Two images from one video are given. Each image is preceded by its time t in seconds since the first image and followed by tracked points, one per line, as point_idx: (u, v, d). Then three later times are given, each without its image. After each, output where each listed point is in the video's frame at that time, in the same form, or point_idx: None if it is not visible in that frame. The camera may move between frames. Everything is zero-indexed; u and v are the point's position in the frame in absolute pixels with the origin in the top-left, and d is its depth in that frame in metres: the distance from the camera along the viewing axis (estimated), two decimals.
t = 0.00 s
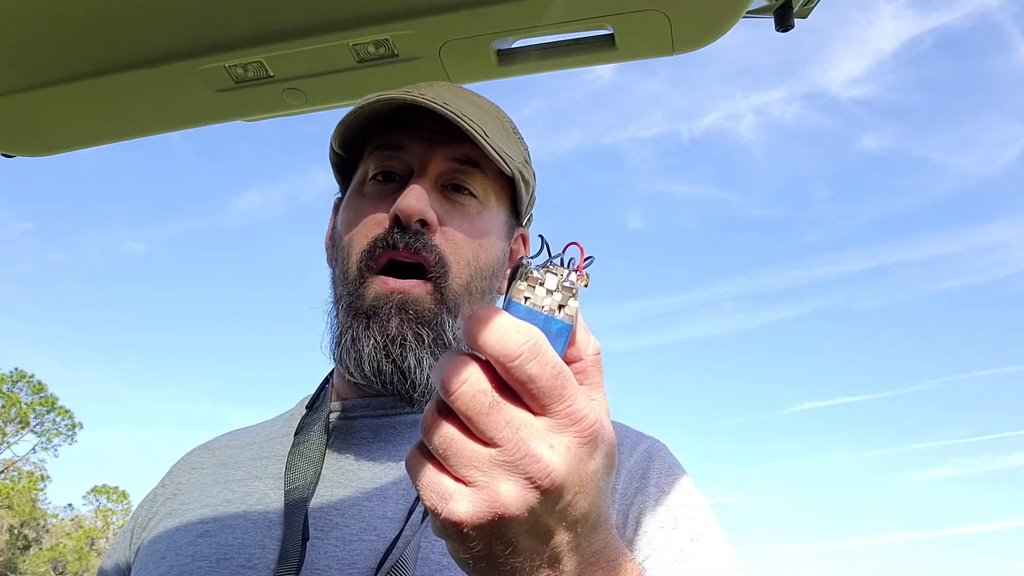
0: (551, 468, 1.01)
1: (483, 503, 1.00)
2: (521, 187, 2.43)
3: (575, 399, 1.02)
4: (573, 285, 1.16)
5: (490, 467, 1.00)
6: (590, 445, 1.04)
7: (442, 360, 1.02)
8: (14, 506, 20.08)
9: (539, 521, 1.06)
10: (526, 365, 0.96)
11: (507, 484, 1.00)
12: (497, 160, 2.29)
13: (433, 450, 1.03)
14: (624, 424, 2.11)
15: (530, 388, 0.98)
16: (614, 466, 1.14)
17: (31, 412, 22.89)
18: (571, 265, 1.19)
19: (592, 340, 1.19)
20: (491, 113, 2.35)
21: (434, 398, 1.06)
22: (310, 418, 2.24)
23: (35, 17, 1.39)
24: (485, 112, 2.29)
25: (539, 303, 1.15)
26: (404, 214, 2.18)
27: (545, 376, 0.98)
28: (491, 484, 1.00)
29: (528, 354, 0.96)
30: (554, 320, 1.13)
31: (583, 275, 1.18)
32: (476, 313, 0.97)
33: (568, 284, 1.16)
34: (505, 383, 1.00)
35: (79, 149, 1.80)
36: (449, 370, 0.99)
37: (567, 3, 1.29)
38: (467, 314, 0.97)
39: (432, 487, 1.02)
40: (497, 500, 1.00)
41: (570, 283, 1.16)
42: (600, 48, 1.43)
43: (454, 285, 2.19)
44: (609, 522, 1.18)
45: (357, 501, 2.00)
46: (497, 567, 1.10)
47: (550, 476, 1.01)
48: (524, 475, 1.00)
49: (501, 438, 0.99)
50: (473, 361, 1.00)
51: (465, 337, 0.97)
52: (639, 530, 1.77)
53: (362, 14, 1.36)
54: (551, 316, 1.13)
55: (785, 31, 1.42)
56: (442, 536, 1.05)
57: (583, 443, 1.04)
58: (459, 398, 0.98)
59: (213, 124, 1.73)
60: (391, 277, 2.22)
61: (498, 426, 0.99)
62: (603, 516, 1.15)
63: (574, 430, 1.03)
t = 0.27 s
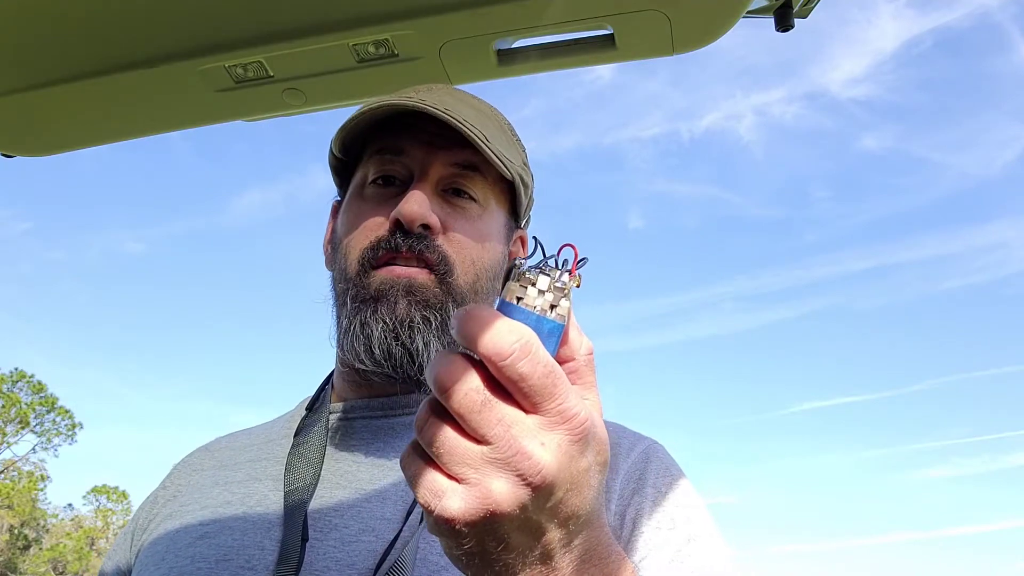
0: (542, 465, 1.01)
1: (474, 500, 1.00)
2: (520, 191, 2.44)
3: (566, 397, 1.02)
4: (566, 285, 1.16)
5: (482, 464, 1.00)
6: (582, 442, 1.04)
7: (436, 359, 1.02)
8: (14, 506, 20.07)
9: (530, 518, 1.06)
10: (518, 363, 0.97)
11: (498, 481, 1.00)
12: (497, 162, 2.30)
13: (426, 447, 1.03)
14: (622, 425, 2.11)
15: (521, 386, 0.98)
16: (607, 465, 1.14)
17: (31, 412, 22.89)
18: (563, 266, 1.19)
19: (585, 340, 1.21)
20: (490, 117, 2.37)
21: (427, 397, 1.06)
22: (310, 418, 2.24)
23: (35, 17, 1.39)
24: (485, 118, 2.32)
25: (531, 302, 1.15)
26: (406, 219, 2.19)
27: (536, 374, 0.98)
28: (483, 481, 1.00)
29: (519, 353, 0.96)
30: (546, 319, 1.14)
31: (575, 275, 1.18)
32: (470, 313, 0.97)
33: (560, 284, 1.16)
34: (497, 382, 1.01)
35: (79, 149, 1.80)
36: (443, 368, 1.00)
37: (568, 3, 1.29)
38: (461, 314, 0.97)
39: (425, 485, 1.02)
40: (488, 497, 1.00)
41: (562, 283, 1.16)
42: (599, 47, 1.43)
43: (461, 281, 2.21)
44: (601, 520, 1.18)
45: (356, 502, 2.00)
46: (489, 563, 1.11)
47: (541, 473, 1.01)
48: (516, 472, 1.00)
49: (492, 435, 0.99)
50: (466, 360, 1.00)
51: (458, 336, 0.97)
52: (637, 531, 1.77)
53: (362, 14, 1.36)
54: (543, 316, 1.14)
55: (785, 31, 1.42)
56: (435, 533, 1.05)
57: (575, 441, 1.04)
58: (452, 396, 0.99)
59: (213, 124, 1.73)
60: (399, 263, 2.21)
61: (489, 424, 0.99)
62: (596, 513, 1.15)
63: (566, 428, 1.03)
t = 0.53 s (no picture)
0: (539, 478, 1.01)
1: (473, 512, 1.00)
2: (524, 196, 2.44)
3: (565, 409, 1.02)
4: (565, 297, 1.17)
5: (480, 476, 1.00)
6: (580, 455, 1.04)
7: (436, 371, 1.02)
8: (14, 506, 20.07)
9: (528, 530, 1.06)
10: (517, 376, 0.97)
11: (496, 493, 1.00)
12: (502, 168, 2.30)
13: (424, 458, 1.03)
14: (622, 427, 2.11)
15: (520, 399, 0.98)
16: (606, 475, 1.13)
17: (31, 412, 22.89)
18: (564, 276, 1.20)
19: (584, 349, 1.19)
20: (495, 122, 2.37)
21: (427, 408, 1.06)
22: (312, 420, 2.24)
23: (35, 17, 1.39)
24: (490, 122, 2.34)
25: (530, 315, 1.16)
26: (412, 224, 2.19)
27: (535, 387, 0.98)
28: (481, 493, 1.00)
29: (518, 365, 0.97)
30: (545, 331, 1.14)
31: (576, 285, 1.19)
32: (469, 323, 0.99)
33: (559, 296, 1.17)
34: (495, 394, 1.01)
35: (79, 149, 1.80)
36: (441, 380, 1.00)
37: (568, 3, 1.29)
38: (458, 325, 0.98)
39: (423, 496, 1.03)
40: (486, 509, 1.00)
41: (562, 295, 1.17)
42: (600, 47, 1.43)
43: (462, 288, 2.21)
44: (600, 530, 1.17)
45: (357, 503, 2.00)
46: (487, 572, 1.10)
47: (539, 485, 1.01)
48: (513, 484, 1.00)
49: (491, 448, 0.99)
50: (462, 371, 1.01)
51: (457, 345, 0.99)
52: (637, 533, 1.77)
53: (362, 14, 1.36)
54: (542, 328, 1.15)
55: (785, 31, 1.42)
56: (434, 544, 1.06)
57: (573, 454, 1.03)
58: (450, 407, 0.99)
59: (213, 124, 1.73)
60: (400, 270, 2.20)
61: (488, 436, 0.99)
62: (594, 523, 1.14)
63: (564, 441, 1.03)
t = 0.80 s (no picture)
0: (547, 477, 1.01)
1: (480, 510, 1.00)
2: (529, 199, 2.45)
3: (572, 409, 1.02)
4: (573, 298, 1.17)
5: (488, 475, 1.00)
6: (587, 454, 1.04)
7: (445, 370, 1.02)
8: (14, 506, 20.07)
9: (535, 529, 1.06)
10: (525, 376, 0.97)
11: (504, 492, 1.00)
12: (506, 171, 2.31)
13: (432, 456, 1.03)
14: (626, 430, 2.11)
15: (528, 398, 0.98)
16: (612, 476, 1.13)
17: (31, 412, 22.90)
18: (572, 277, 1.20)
19: (591, 350, 1.19)
20: (499, 125, 2.38)
21: (435, 407, 1.07)
22: (318, 421, 2.24)
23: (35, 16, 1.40)
24: (495, 125, 2.35)
25: (539, 315, 1.15)
26: (419, 227, 2.20)
27: (543, 387, 0.98)
28: (489, 492, 1.00)
29: (527, 365, 0.96)
30: (553, 332, 1.14)
31: (584, 287, 1.19)
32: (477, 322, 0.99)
33: (568, 297, 1.17)
34: (504, 393, 1.01)
35: (79, 149, 1.80)
36: (450, 378, 1.00)
37: (568, 3, 1.29)
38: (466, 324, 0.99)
39: (431, 494, 1.03)
40: (494, 507, 1.00)
41: (570, 296, 1.17)
42: (600, 48, 1.43)
43: (467, 292, 2.21)
44: (605, 530, 1.17)
45: (362, 504, 2.00)
46: (494, 571, 1.10)
47: (546, 485, 1.01)
48: (521, 483, 1.00)
49: (499, 446, 0.99)
50: (470, 369, 1.01)
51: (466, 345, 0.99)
52: (641, 535, 1.77)
53: (362, 14, 1.36)
54: (550, 328, 1.14)
55: (785, 31, 1.42)
56: (442, 542, 1.06)
57: (580, 453, 1.04)
58: (459, 405, 0.99)
59: (213, 124, 1.73)
60: (407, 273, 2.21)
61: (495, 435, 0.99)
62: (600, 522, 1.14)
63: (571, 441, 1.03)
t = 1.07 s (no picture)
0: (551, 478, 1.01)
1: (484, 511, 1.01)
2: (534, 200, 2.45)
3: (577, 411, 1.02)
4: (578, 300, 1.16)
5: (493, 475, 1.00)
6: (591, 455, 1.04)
7: (447, 372, 1.02)
8: (14, 506, 20.06)
9: (540, 530, 1.06)
10: (530, 377, 0.97)
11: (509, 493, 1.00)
12: (513, 172, 2.32)
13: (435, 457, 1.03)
14: (630, 431, 2.11)
15: (533, 399, 0.98)
16: (615, 477, 1.14)
17: (31, 412, 22.90)
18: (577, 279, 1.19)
19: (596, 352, 1.20)
20: (504, 127, 2.39)
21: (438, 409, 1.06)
22: (324, 423, 2.25)
23: (36, 16, 1.40)
24: (500, 127, 2.36)
25: (543, 317, 1.15)
26: (425, 227, 2.19)
27: (548, 388, 0.98)
28: (494, 493, 1.00)
29: (531, 367, 0.97)
30: (558, 334, 1.15)
31: (589, 289, 1.18)
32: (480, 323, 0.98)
33: (573, 299, 1.16)
34: (508, 394, 1.01)
35: (79, 149, 1.80)
36: (453, 380, 1.00)
37: (568, 3, 1.29)
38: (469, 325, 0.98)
39: (435, 495, 1.03)
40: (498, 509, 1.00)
41: (575, 298, 1.16)
42: (600, 48, 1.43)
43: (474, 292, 2.20)
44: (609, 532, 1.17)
45: (368, 505, 2.00)
46: (498, 572, 1.10)
47: (551, 486, 1.01)
48: (525, 484, 1.00)
49: (504, 448, 0.99)
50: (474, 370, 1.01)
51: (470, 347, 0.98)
52: (645, 535, 1.77)
53: (362, 14, 1.36)
54: (555, 330, 1.14)
55: (785, 31, 1.43)
56: (445, 543, 1.06)
57: (584, 454, 1.04)
58: (463, 407, 0.98)
59: (213, 124, 1.73)
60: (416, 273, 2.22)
61: (500, 436, 0.99)
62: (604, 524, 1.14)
63: (575, 442, 1.03)
